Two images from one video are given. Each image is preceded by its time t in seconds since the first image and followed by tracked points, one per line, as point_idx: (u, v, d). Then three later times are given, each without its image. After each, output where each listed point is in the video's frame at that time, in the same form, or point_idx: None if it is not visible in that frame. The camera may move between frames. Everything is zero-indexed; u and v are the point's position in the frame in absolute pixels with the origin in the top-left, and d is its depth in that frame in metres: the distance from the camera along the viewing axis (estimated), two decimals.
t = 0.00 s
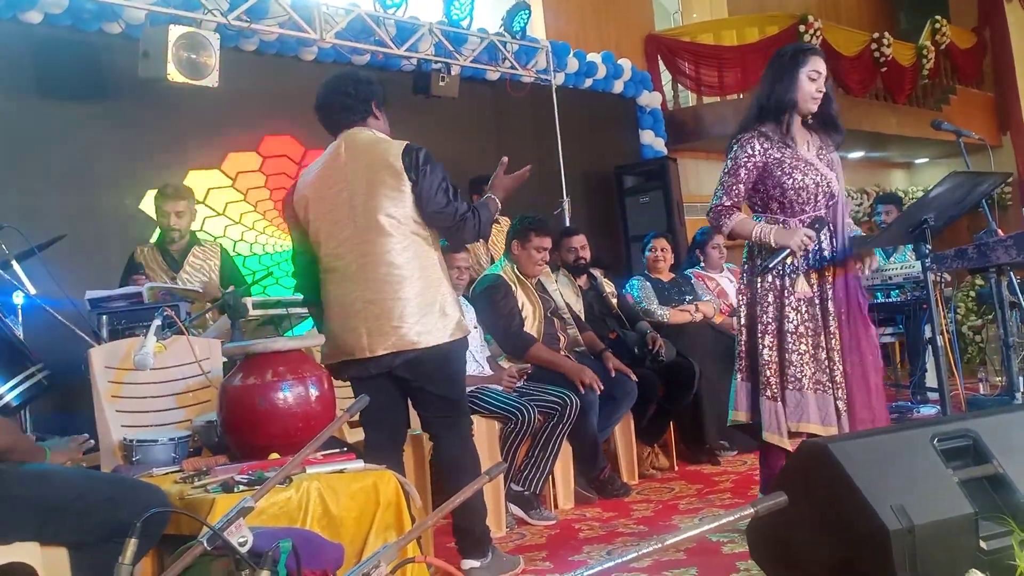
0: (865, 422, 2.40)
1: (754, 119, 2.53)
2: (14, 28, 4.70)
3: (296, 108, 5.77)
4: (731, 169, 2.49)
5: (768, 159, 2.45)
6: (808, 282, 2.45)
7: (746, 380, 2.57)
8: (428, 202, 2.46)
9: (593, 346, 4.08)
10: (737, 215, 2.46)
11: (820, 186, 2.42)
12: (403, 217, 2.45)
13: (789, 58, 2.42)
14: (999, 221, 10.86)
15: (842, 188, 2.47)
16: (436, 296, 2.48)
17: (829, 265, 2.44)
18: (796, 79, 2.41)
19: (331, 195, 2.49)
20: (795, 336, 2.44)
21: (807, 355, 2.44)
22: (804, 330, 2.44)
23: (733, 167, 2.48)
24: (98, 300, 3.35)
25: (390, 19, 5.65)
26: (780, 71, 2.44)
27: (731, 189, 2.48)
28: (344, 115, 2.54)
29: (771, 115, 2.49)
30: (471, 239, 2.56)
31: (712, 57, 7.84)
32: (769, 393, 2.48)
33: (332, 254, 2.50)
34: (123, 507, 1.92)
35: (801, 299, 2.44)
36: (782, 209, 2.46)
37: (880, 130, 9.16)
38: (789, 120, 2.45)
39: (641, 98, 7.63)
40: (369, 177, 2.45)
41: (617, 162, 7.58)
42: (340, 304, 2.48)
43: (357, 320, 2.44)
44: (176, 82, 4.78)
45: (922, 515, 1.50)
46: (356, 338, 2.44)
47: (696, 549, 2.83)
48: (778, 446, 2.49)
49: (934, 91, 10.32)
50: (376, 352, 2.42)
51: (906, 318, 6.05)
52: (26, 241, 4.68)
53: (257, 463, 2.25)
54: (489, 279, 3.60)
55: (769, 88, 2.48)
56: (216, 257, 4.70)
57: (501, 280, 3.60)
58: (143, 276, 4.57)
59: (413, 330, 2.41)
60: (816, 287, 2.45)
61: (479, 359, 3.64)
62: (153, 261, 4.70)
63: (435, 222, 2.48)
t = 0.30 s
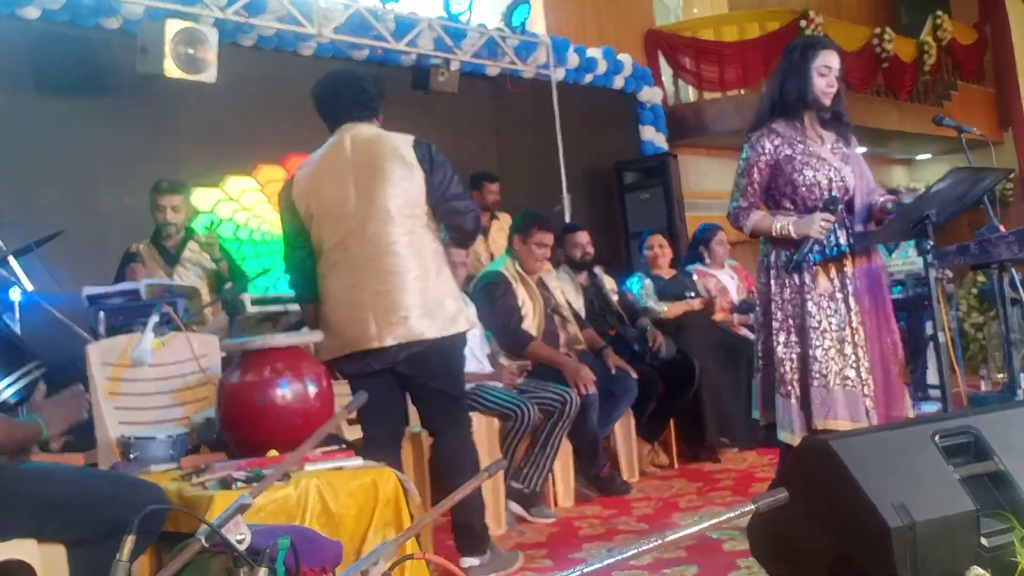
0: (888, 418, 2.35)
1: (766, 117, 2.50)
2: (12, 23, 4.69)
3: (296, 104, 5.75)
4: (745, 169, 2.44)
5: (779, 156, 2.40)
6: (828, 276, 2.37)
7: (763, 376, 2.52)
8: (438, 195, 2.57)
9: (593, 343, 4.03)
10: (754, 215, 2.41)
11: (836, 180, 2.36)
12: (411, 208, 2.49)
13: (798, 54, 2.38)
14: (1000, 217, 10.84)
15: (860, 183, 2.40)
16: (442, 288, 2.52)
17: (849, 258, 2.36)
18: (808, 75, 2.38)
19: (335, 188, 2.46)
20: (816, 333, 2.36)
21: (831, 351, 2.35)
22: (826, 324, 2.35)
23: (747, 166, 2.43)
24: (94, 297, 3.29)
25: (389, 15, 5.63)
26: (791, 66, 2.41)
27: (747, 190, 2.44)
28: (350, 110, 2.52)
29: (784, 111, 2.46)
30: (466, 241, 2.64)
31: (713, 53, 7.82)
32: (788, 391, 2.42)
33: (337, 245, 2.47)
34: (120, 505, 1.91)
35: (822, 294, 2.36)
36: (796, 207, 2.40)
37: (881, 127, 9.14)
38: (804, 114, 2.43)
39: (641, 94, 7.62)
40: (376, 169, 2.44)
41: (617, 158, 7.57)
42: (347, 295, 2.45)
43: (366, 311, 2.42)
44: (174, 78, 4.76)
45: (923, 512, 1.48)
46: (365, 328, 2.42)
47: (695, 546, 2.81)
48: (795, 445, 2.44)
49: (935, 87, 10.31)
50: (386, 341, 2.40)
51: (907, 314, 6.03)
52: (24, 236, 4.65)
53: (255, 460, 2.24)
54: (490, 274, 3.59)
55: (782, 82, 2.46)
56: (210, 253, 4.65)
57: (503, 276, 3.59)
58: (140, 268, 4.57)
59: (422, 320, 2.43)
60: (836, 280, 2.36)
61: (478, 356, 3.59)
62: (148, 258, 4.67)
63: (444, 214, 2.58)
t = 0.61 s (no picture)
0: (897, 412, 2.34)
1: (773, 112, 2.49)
2: (13, 22, 4.70)
3: (296, 103, 5.76)
4: (745, 164, 2.45)
5: (779, 153, 2.40)
6: (829, 272, 2.37)
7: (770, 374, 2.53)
8: (449, 201, 2.59)
9: (593, 341, 4.05)
10: (750, 211, 2.43)
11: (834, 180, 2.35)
12: (423, 208, 2.52)
13: (807, 51, 2.37)
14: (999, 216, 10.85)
15: (860, 183, 2.39)
16: (446, 289, 2.55)
17: (850, 254, 2.36)
18: (814, 72, 2.35)
19: (347, 182, 2.47)
20: (818, 330, 2.36)
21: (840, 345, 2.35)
22: (831, 320, 2.35)
23: (746, 162, 2.44)
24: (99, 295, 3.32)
25: (389, 14, 5.63)
26: (798, 64, 2.39)
27: (745, 185, 2.45)
28: (360, 106, 2.54)
29: (788, 108, 2.45)
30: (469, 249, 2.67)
31: (712, 52, 7.84)
32: (792, 389, 2.43)
33: (346, 239, 2.47)
34: (124, 501, 1.93)
35: (824, 290, 2.37)
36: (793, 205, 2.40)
37: (881, 125, 9.16)
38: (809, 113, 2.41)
39: (642, 93, 7.63)
40: (390, 167, 2.48)
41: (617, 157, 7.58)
42: (353, 290, 2.45)
43: (375, 306, 2.43)
44: (176, 77, 4.77)
45: (922, 509, 1.50)
46: (372, 323, 2.42)
47: (695, 543, 2.83)
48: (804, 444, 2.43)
49: (934, 86, 10.31)
50: (394, 337, 2.41)
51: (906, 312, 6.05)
52: (25, 235, 4.66)
53: (258, 457, 2.25)
54: (495, 271, 3.59)
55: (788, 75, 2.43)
56: (213, 247, 4.74)
57: (507, 273, 3.60)
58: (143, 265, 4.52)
59: (428, 319, 2.47)
60: (835, 275, 2.37)
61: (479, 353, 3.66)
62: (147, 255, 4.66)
63: (452, 221, 2.59)
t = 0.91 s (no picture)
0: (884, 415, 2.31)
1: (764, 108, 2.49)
2: (12, 20, 4.69)
3: (296, 101, 5.75)
4: (736, 158, 2.44)
5: (771, 148, 2.39)
6: (819, 272, 2.35)
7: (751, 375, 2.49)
8: (462, 199, 2.63)
9: (594, 339, 4.05)
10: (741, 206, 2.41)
11: (826, 175, 2.35)
12: (436, 206, 2.53)
13: (797, 44, 2.38)
14: (1000, 214, 10.84)
15: (850, 180, 2.40)
16: (456, 288, 2.56)
17: (842, 254, 2.36)
18: (807, 67, 2.37)
19: (360, 177, 2.46)
20: (805, 330, 2.34)
21: (820, 349, 2.33)
22: (814, 323, 2.34)
23: (737, 157, 2.43)
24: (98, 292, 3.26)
25: (390, 11, 5.62)
26: (790, 59, 2.40)
27: (736, 180, 2.43)
28: (376, 101, 2.52)
29: (781, 103, 2.44)
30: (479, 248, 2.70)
31: (713, 50, 7.83)
32: (772, 389, 2.40)
33: (359, 234, 2.45)
34: (124, 498, 1.93)
35: (812, 292, 2.34)
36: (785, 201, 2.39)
37: (882, 123, 9.14)
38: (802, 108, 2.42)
39: (642, 90, 7.62)
40: (405, 163, 2.48)
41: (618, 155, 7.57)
42: (364, 286, 2.44)
43: (386, 302, 2.42)
44: (176, 74, 4.75)
45: (924, 506, 1.50)
46: (382, 319, 2.41)
47: (696, 541, 2.82)
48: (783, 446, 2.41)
49: (935, 84, 10.30)
50: (405, 333, 2.42)
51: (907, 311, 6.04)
52: (25, 234, 4.66)
53: (258, 455, 2.24)
54: (497, 267, 3.59)
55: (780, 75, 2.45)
56: (211, 242, 4.70)
57: (509, 269, 3.60)
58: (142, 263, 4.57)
59: (438, 318, 2.48)
60: (825, 279, 2.35)
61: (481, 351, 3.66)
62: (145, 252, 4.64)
63: (465, 218, 2.64)
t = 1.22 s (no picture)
0: (867, 416, 2.31)
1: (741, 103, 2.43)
2: (14, 17, 4.68)
3: (297, 98, 5.74)
4: (720, 156, 2.39)
5: (757, 144, 2.35)
6: (805, 271, 2.34)
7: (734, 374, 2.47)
8: (478, 196, 2.57)
9: (597, 337, 4.04)
10: (729, 204, 2.37)
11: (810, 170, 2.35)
12: (453, 202, 2.51)
13: (779, 41, 2.31)
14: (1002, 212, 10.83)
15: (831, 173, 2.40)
16: (473, 284, 2.54)
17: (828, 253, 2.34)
18: (788, 64, 2.32)
19: (379, 170, 2.45)
20: (790, 329, 2.32)
21: (803, 349, 2.32)
22: (798, 322, 2.33)
23: (720, 155, 2.38)
24: (101, 289, 3.28)
25: (392, 8, 5.61)
26: (770, 54, 2.35)
27: (721, 177, 2.38)
28: (397, 95, 2.52)
29: (761, 99, 2.40)
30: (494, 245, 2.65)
31: (716, 47, 7.83)
32: (754, 389, 2.38)
33: (379, 229, 2.44)
34: (126, 495, 1.93)
35: (798, 291, 2.33)
36: (771, 197, 2.37)
37: (884, 121, 9.13)
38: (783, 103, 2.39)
39: (644, 88, 7.62)
40: (423, 158, 2.47)
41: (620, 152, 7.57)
42: (379, 280, 2.43)
43: (403, 297, 2.41)
44: (178, 72, 4.74)
45: (929, 504, 1.49)
46: (398, 314, 2.41)
47: (699, 538, 2.82)
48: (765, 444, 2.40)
49: (938, 81, 10.28)
50: (420, 329, 2.41)
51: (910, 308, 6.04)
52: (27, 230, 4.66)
53: (261, 452, 2.24)
54: (498, 262, 3.51)
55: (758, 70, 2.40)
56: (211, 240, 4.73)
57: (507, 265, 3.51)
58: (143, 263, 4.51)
59: (455, 313, 2.47)
60: (811, 278, 2.34)
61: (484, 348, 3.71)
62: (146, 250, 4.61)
63: (480, 216, 2.59)
